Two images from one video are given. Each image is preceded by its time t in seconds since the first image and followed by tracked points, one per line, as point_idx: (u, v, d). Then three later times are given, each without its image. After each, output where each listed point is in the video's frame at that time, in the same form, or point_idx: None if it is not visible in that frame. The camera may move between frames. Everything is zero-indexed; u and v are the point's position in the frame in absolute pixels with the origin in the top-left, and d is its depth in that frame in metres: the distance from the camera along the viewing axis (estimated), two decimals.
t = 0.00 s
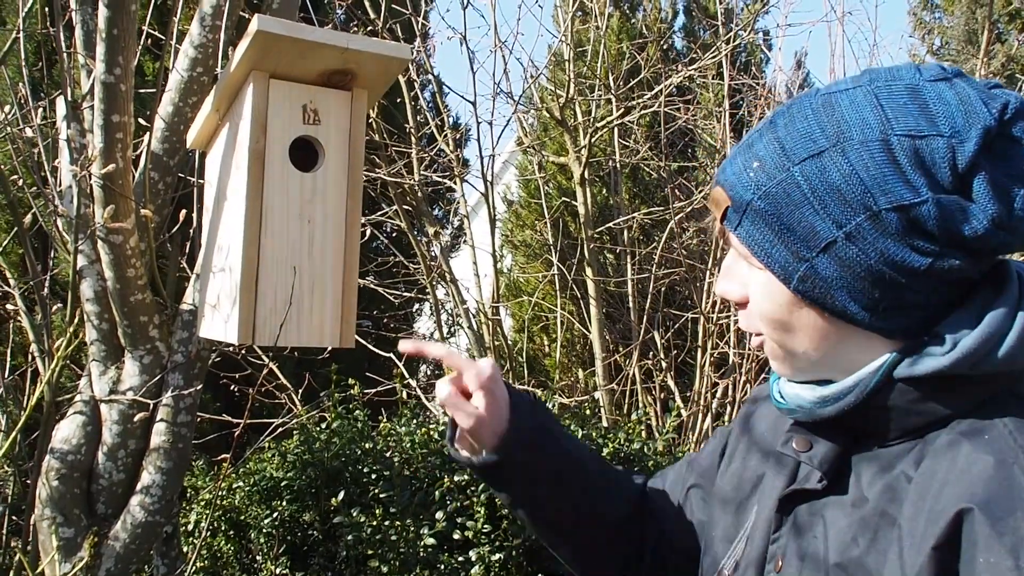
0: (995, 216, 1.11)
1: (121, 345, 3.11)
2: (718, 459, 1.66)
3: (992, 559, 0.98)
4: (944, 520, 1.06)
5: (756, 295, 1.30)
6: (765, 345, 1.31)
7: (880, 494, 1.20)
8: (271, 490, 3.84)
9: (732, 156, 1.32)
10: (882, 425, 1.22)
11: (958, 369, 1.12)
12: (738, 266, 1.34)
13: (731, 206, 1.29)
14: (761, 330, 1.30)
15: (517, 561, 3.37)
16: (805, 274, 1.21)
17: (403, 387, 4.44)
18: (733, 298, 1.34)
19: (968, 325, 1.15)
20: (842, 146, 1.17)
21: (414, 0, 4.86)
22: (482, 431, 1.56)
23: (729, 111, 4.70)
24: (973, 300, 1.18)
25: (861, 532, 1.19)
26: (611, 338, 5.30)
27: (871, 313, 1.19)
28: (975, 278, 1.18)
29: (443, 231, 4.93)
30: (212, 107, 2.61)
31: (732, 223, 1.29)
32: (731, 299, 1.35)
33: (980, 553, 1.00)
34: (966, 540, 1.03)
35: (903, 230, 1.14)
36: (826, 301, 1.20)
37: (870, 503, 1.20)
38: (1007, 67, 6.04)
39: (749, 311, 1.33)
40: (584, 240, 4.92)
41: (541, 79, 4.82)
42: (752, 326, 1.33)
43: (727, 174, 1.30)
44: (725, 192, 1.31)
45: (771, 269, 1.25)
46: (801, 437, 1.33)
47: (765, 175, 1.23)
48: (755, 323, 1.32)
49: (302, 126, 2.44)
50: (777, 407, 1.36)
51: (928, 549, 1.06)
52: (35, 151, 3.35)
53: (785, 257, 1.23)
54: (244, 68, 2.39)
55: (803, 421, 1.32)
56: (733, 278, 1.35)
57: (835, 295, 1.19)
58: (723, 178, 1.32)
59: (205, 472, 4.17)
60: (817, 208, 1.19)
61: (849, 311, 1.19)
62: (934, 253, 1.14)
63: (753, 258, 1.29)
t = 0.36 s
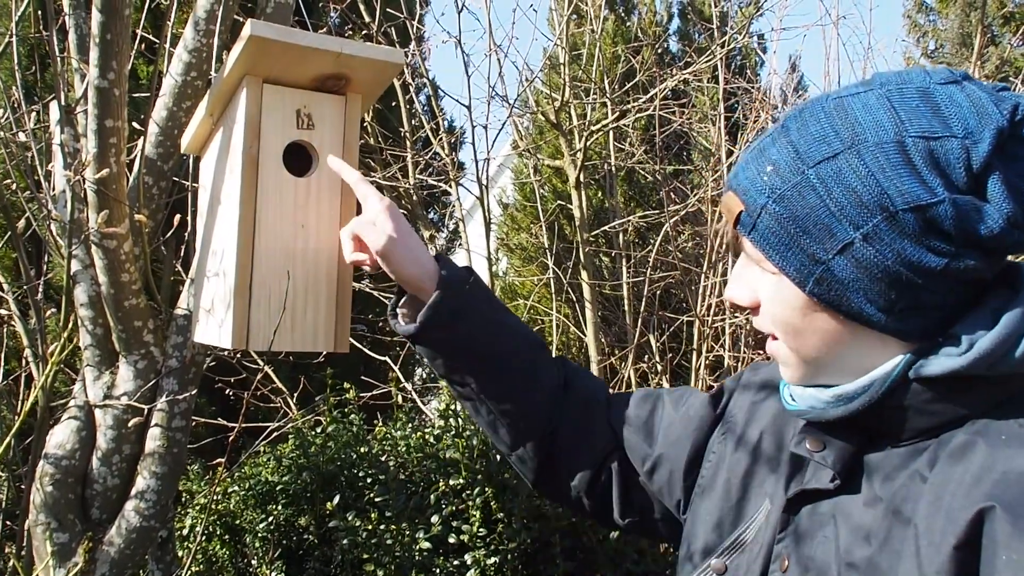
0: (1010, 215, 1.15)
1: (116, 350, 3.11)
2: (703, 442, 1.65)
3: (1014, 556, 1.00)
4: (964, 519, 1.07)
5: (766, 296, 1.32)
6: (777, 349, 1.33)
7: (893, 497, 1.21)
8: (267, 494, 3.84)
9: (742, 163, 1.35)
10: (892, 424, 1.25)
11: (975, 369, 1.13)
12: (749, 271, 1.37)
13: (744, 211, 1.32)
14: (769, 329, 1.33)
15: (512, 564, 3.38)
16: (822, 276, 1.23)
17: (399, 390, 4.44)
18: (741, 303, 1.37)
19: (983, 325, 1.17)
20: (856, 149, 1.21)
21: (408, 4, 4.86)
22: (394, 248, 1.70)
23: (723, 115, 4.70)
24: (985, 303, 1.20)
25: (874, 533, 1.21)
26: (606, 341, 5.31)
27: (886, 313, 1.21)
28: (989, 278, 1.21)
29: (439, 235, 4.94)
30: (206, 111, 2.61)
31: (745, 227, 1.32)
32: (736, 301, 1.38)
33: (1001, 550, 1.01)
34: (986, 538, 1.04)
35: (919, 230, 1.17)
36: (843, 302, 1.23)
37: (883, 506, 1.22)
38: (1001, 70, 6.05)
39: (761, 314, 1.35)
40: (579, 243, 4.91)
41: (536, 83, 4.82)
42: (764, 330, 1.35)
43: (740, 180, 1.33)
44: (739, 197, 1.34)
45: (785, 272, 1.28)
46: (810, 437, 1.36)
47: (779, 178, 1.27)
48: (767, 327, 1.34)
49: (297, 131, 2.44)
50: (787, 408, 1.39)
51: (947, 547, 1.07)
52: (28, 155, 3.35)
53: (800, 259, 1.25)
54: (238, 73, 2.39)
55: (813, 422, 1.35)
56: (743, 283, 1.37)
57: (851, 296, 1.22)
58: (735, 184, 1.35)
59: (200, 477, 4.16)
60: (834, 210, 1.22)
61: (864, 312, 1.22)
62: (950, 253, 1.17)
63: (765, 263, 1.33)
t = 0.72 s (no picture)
0: None
1: (113, 352, 3.10)
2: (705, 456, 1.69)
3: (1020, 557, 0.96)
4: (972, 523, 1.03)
5: (793, 288, 1.21)
6: (801, 352, 1.21)
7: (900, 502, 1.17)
8: (264, 496, 3.84)
9: (758, 157, 1.27)
10: (899, 428, 1.20)
11: (986, 371, 1.09)
12: (762, 270, 1.26)
13: (780, 193, 1.22)
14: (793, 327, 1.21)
15: (509, 565, 3.37)
16: (874, 247, 1.15)
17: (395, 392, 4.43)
18: (756, 303, 1.24)
19: (983, 325, 1.14)
20: (892, 119, 1.18)
21: (404, 6, 4.87)
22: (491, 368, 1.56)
23: (719, 116, 4.71)
24: (991, 301, 1.18)
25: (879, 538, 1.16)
26: (603, 342, 5.31)
27: (939, 282, 1.16)
28: (999, 253, 1.23)
29: (435, 236, 4.94)
30: (201, 114, 2.61)
31: (783, 210, 1.21)
32: (747, 303, 1.26)
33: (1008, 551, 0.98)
34: (993, 541, 1.00)
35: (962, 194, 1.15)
36: (891, 275, 1.15)
37: (889, 511, 1.18)
38: (997, 70, 6.07)
39: (778, 315, 1.23)
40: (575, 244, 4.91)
41: (532, 84, 4.82)
42: (781, 334, 1.23)
43: (767, 166, 1.24)
44: (764, 183, 1.24)
45: (828, 251, 1.18)
46: (813, 442, 1.30)
47: (818, 154, 1.20)
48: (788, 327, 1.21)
49: (293, 133, 2.45)
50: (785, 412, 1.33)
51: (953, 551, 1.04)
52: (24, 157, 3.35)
53: (855, 233, 1.16)
54: (234, 75, 2.39)
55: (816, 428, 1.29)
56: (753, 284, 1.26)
57: (904, 267, 1.15)
58: (759, 174, 1.25)
59: (197, 479, 4.15)
60: (882, 178, 1.16)
61: (919, 283, 1.15)
62: (988, 216, 1.16)
63: (791, 251, 1.22)
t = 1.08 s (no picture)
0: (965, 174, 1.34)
1: (109, 352, 3.10)
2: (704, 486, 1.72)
3: None
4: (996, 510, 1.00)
5: (860, 270, 1.12)
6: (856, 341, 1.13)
7: (910, 495, 1.08)
8: (262, 496, 3.82)
9: (816, 126, 1.18)
10: (900, 422, 1.12)
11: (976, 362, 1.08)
12: (821, 250, 1.15)
13: (864, 159, 1.13)
14: (854, 315, 1.12)
15: (507, 565, 3.37)
16: (932, 226, 1.15)
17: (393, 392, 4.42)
18: (822, 287, 1.13)
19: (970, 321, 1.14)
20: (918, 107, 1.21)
21: (402, 6, 4.87)
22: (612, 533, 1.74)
23: (716, 115, 4.70)
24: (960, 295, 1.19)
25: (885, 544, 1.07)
26: (601, 342, 5.30)
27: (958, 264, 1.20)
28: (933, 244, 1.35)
29: (433, 236, 4.93)
30: (198, 113, 2.61)
31: (868, 181, 1.13)
32: (802, 288, 1.15)
33: None
34: None
35: (966, 189, 1.23)
36: (942, 257, 1.16)
37: (898, 505, 1.09)
38: (995, 69, 6.06)
39: (835, 300, 1.13)
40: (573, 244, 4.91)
41: (530, 83, 4.82)
42: (838, 321, 1.13)
43: (838, 134, 1.16)
44: (843, 153, 1.14)
45: (900, 229, 1.13)
46: (812, 445, 1.19)
47: (884, 127, 1.16)
48: (850, 314, 1.12)
49: (290, 133, 2.44)
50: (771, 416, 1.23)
51: (982, 541, 1.00)
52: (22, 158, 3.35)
53: (920, 209, 1.14)
54: (230, 75, 2.39)
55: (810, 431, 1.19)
56: (809, 264, 1.15)
57: (945, 251, 1.17)
58: (829, 142, 1.16)
59: (195, 479, 4.14)
60: (930, 159, 1.17)
61: (952, 263, 1.18)
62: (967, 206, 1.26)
63: (857, 228, 1.14)
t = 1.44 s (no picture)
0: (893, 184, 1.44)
1: (105, 355, 3.09)
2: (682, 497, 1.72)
3: (1011, 490, 1.01)
4: (949, 476, 1.07)
5: (810, 247, 1.20)
6: (812, 315, 1.19)
7: (871, 474, 1.14)
8: (259, 498, 3.81)
9: (764, 119, 1.28)
10: (855, 402, 1.17)
11: (924, 337, 1.15)
12: (776, 228, 1.23)
13: (811, 145, 1.22)
14: (807, 290, 1.19)
15: (504, 568, 3.38)
16: (874, 212, 1.24)
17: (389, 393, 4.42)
18: (776, 263, 1.21)
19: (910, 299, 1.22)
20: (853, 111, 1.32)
21: (398, 7, 4.86)
22: None
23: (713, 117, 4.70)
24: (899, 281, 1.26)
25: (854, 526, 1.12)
26: (598, 343, 5.31)
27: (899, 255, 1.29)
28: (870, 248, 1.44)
29: (429, 237, 4.93)
30: (194, 116, 2.61)
31: (815, 163, 1.22)
32: (761, 264, 1.22)
33: (997, 490, 1.02)
34: (974, 486, 1.05)
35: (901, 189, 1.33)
36: (884, 243, 1.24)
37: (862, 484, 1.14)
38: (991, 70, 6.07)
39: (791, 274, 1.21)
40: (570, 245, 4.90)
41: (526, 85, 4.81)
42: (795, 294, 1.20)
43: (785, 124, 1.25)
44: (792, 139, 1.23)
45: (846, 211, 1.22)
46: (780, 425, 1.21)
47: (826, 121, 1.26)
48: (805, 286, 1.20)
49: (286, 135, 2.44)
50: (737, 398, 1.25)
51: (939, 504, 1.06)
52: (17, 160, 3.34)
53: (863, 195, 1.23)
54: (226, 77, 2.39)
55: (775, 410, 1.21)
56: (767, 240, 1.23)
57: (887, 238, 1.25)
58: (778, 131, 1.25)
59: (191, 481, 4.14)
60: (868, 153, 1.27)
61: (893, 252, 1.27)
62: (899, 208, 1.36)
63: (807, 210, 1.22)
